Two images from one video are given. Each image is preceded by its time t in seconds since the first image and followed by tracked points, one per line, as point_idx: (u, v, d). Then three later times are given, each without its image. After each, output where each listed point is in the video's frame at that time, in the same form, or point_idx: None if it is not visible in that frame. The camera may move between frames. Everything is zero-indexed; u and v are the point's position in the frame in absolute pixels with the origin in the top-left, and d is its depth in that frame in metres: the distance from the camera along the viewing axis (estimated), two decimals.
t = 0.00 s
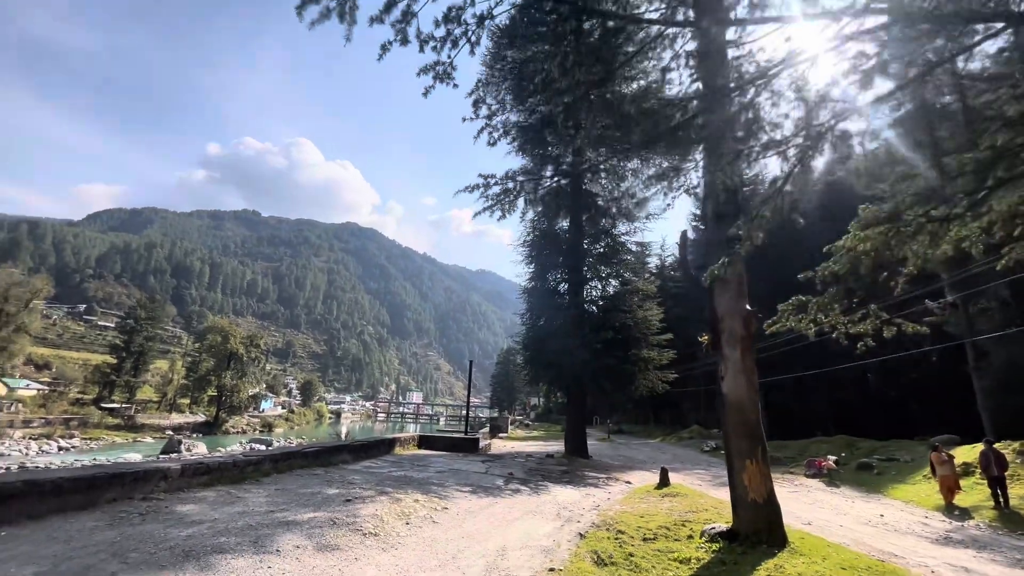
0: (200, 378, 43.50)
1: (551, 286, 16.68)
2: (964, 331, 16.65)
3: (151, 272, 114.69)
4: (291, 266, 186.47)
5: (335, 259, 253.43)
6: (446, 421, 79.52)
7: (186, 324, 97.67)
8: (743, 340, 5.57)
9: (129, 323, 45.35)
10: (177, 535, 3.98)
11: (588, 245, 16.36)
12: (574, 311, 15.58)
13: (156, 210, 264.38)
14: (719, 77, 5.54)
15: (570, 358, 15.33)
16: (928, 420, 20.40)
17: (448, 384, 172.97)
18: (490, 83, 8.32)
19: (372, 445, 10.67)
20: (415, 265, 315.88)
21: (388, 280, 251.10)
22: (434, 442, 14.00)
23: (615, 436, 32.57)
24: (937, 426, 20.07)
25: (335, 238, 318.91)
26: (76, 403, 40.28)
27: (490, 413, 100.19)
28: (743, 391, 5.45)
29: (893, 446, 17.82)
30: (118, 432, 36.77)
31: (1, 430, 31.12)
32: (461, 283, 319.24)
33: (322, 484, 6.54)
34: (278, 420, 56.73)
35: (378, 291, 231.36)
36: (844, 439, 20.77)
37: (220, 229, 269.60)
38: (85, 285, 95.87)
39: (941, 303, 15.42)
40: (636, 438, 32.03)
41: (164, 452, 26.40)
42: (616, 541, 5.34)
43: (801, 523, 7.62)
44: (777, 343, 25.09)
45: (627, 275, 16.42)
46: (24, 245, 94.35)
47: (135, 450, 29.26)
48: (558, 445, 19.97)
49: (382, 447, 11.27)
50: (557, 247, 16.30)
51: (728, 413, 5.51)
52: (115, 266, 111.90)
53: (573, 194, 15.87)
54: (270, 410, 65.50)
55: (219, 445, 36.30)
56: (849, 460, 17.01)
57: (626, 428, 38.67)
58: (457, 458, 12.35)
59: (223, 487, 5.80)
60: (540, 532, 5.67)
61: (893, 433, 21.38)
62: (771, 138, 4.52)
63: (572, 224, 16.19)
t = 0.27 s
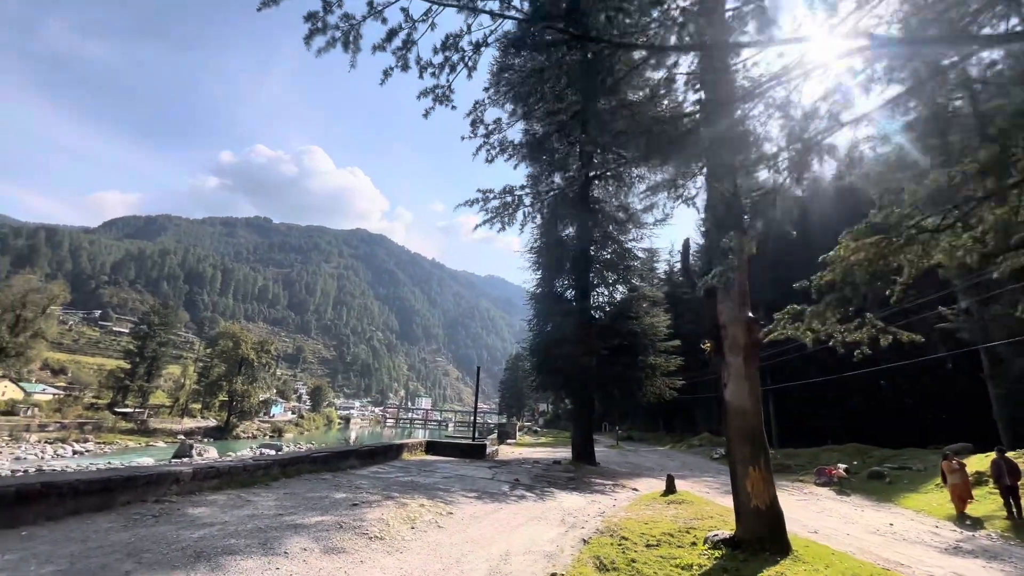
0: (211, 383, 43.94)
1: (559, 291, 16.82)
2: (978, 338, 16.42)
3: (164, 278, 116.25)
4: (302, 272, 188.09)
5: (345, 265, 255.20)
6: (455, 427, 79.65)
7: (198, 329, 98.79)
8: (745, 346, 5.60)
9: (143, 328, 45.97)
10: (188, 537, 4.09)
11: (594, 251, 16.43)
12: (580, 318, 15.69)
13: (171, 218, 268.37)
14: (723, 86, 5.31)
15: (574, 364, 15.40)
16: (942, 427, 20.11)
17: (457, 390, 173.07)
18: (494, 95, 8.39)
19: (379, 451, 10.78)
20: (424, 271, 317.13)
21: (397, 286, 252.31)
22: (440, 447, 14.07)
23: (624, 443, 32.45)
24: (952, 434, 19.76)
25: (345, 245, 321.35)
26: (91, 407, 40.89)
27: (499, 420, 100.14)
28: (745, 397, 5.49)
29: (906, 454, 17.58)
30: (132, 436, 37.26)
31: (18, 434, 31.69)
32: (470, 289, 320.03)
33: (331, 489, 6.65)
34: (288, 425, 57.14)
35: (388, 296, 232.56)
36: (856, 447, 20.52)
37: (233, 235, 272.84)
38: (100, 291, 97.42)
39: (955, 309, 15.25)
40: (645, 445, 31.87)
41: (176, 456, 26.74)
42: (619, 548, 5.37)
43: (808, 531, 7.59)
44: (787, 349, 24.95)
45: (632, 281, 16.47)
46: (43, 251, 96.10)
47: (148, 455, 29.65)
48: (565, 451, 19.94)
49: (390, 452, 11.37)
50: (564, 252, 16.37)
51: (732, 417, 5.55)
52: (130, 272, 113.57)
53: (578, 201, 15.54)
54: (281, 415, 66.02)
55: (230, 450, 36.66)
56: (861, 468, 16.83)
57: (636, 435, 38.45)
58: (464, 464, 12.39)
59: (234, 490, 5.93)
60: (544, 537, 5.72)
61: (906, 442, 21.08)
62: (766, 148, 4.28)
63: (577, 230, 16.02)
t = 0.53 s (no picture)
0: (223, 388, 44.36)
1: (565, 297, 16.87)
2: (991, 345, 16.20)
3: (177, 284, 117.71)
4: (312, 278, 189.52)
5: (354, 271, 256.70)
6: (463, 433, 79.66)
7: (210, 334, 99.79)
8: (747, 354, 5.63)
9: (156, 334, 46.56)
10: (198, 540, 4.20)
11: (601, 258, 16.46)
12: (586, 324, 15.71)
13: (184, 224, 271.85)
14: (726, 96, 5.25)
15: (580, 370, 15.37)
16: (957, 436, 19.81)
17: (465, 396, 173.12)
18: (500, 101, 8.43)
19: (386, 456, 10.87)
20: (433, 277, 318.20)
21: (406, 292, 253.32)
22: (447, 453, 14.14)
23: (632, 450, 32.31)
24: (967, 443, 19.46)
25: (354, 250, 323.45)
26: (104, 412, 41.44)
27: (507, 426, 100.01)
28: (746, 405, 5.51)
29: (918, 463, 17.36)
30: (144, 440, 37.71)
31: (34, 437, 32.20)
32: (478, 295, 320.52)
33: (337, 494, 6.75)
34: (298, 430, 57.52)
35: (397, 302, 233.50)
36: (868, 455, 20.29)
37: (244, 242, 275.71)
38: (115, 297, 98.87)
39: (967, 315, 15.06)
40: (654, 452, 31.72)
41: (187, 460, 27.03)
42: (620, 555, 5.41)
43: (813, 540, 7.57)
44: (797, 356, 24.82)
45: (639, 288, 16.51)
46: (59, 258, 97.74)
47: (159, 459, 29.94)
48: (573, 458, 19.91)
49: (397, 458, 11.46)
50: (570, 257, 16.36)
51: (734, 425, 5.57)
52: (144, 278, 115.13)
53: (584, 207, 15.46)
54: (290, 420, 66.46)
55: (241, 455, 36.96)
56: (871, 477, 16.65)
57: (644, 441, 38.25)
58: (470, 470, 12.44)
59: (242, 495, 6.05)
60: (547, 544, 5.77)
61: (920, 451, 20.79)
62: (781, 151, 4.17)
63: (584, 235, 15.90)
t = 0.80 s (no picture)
0: (231, 392, 44.74)
1: (569, 302, 16.94)
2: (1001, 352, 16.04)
3: (187, 288, 118.92)
4: (319, 282, 190.67)
5: (362, 276, 257.92)
6: (469, 438, 79.72)
7: (219, 339, 100.64)
8: (747, 363, 5.67)
9: (166, 338, 47.06)
10: (206, 544, 4.29)
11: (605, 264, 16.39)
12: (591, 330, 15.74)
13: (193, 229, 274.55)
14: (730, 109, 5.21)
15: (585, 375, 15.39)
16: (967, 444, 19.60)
17: (472, 401, 173.19)
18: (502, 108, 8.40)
19: (391, 461, 10.96)
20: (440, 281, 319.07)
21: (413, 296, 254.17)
22: (452, 459, 14.20)
23: (639, 456, 32.20)
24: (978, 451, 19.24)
25: (362, 255, 325.12)
26: (115, 415, 41.92)
27: (513, 430, 99.92)
28: (747, 414, 5.55)
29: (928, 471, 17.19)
30: (154, 444, 38.10)
31: (46, 440, 32.63)
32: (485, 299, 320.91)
33: (342, 499, 6.84)
34: (305, 434, 57.83)
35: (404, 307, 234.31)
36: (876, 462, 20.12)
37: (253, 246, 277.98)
38: (126, 301, 100.10)
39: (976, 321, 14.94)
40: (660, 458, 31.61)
41: (196, 463, 27.29)
42: (622, 562, 5.44)
43: (818, 548, 7.54)
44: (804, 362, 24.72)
45: (643, 293, 16.62)
46: (72, 263, 99.11)
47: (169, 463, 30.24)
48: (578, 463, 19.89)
49: (402, 463, 11.54)
50: (574, 263, 16.25)
51: (734, 434, 5.61)
52: (154, 283, 116.41)
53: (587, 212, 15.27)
54: (298, 425, 66.82)
55: (248, 459, 37.25)
56: (880, 484, 16.52)
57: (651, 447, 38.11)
58: (474, 476, 12.49)
59: (249, 499, 6.15)
60: (549, 550, 5.81)
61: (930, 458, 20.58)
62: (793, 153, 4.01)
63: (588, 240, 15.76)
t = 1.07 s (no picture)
0: (238, 393, 45.00)
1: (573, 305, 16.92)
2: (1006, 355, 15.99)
3: (194, 290, 119.70)
4: (325, 284, 191.36)
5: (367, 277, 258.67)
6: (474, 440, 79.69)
7: (225, 340, 101.20)
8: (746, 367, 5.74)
9: (173, 339, 47.38)
10: (215, 542, 4.42)
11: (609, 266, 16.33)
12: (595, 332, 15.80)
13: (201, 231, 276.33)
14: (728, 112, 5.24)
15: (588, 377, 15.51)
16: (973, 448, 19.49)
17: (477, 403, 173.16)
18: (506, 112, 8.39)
19: (395, 463, 11.06)
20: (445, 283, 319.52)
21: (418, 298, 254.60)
22: (456, 460, 14.31)
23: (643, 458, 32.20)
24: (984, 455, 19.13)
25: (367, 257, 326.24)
26: (123, 416, 42.25)
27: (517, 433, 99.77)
28: (746, 417, 5.62)
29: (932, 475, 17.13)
30: (161, 444, 38.42)
31: (55, 440, 32.97)
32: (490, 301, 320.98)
33: (347, 499, 6.95)
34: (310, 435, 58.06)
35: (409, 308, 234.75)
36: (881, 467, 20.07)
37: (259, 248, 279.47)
38: (134, 303, 100.90)
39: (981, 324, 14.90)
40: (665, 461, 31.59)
41: (202, 464, 27.51)
42: (621, 562, 5.54)
43: (818, 552, 7.59)
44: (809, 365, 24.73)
45: (647, 295, 16.62)
46: (81, 265, 99.99)
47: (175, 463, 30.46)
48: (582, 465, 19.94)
49: (406, 465, 11.65)
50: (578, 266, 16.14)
51: (733, 437, 5.69)
52: (162, 284, 117.25)
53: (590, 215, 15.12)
54: (303, 426, 67.10)
55: (254, 459, 37.46)
56: (884, 489, 16.49)
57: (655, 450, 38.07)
58: (478, 478, 12.59)
59: (256, 499, 6.28)
60: (550, 551, 5.91)
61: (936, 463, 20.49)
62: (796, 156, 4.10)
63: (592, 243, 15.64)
